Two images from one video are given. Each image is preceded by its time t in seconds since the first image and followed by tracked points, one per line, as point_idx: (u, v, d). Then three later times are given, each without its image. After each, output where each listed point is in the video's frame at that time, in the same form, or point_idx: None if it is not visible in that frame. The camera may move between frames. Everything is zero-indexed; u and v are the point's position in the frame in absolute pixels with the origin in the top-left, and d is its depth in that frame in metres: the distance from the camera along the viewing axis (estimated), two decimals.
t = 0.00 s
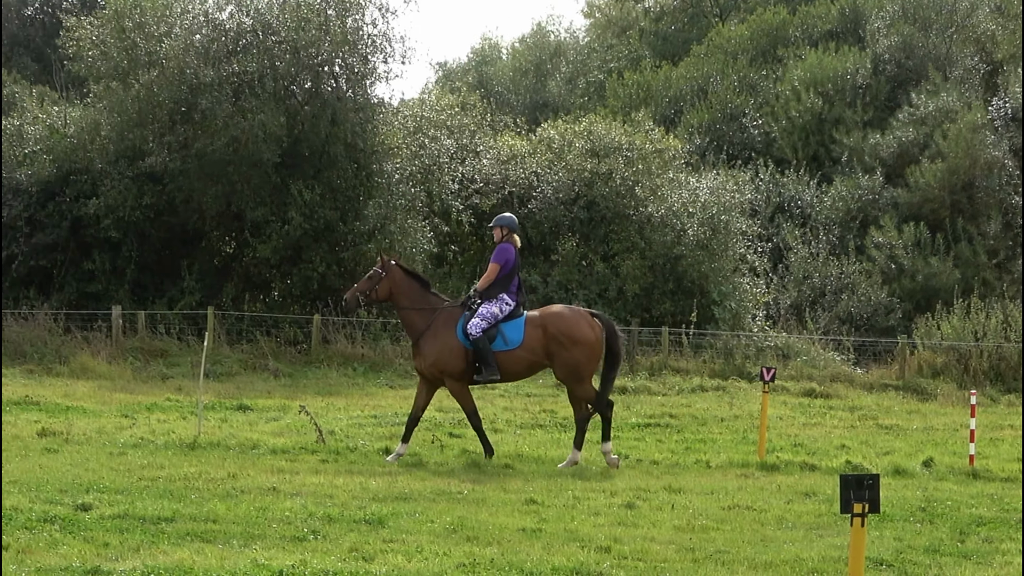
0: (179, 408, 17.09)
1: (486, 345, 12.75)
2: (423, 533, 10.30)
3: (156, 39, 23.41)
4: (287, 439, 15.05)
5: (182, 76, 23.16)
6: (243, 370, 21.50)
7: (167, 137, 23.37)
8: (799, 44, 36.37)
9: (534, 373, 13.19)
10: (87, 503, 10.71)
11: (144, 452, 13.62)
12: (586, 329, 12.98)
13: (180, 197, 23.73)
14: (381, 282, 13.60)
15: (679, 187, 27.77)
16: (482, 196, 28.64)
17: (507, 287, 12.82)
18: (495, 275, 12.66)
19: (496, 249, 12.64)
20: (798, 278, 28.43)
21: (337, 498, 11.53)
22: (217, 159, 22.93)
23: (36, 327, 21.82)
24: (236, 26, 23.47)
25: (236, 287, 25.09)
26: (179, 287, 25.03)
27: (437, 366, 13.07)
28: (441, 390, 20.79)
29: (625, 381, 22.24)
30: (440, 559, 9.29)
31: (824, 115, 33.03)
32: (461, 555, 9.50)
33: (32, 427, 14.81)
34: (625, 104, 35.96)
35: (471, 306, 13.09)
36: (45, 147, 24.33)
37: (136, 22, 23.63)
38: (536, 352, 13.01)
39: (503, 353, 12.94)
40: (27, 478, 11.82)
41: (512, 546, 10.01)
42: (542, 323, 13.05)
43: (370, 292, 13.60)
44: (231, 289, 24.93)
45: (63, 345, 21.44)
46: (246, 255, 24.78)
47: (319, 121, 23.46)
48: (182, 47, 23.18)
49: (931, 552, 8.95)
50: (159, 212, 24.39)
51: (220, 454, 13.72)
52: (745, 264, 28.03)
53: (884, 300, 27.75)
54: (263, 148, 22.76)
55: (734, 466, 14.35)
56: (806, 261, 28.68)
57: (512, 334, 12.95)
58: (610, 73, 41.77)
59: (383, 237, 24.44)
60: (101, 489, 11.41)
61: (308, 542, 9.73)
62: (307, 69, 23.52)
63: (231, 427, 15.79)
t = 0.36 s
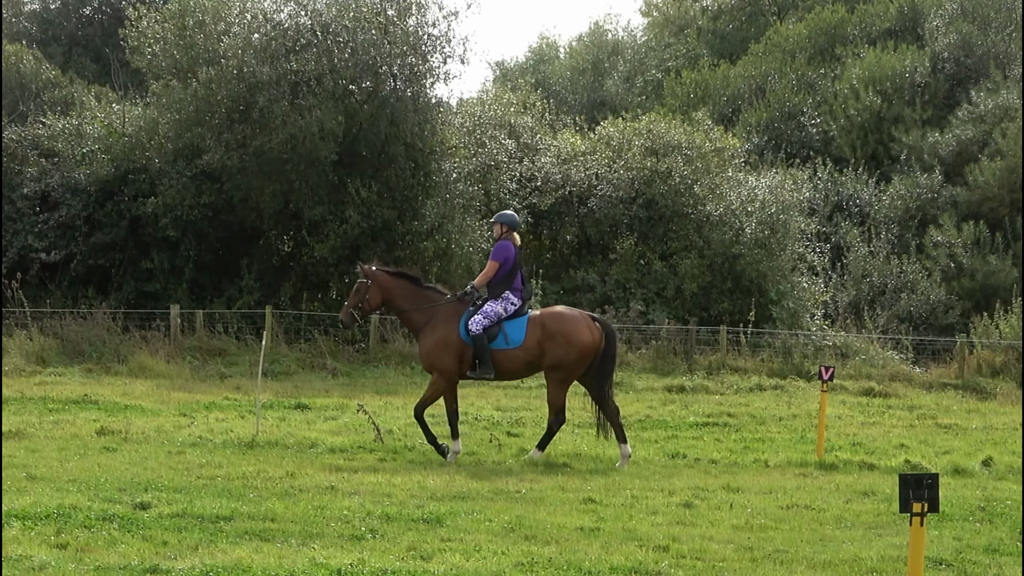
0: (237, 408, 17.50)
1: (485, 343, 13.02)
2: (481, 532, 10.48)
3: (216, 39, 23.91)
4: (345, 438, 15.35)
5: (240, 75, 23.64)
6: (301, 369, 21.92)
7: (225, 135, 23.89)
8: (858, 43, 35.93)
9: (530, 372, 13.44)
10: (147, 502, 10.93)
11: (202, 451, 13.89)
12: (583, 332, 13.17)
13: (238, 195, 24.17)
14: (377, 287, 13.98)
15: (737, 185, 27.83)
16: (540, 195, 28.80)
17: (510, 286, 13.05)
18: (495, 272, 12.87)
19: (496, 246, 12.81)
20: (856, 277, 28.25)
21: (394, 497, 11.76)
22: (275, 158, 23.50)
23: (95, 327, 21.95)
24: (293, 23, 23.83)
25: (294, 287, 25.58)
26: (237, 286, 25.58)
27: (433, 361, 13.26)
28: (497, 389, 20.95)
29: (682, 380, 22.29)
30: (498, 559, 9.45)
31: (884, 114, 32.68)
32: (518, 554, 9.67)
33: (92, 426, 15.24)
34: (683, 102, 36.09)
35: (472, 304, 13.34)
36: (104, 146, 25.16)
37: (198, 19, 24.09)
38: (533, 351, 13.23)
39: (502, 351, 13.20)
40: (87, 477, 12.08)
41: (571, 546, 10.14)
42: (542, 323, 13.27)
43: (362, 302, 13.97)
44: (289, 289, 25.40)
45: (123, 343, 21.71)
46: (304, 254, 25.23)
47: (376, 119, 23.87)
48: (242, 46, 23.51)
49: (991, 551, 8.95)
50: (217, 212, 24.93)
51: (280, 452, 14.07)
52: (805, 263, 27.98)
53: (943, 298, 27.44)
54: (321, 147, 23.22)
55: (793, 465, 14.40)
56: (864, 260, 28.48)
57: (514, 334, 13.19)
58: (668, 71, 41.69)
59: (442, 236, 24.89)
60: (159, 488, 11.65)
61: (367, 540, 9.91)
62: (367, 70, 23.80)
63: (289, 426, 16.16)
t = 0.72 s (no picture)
0: (295, 407, 17.90)
1: (479, 337, 13.18)
2: (538, 533, 10.66)
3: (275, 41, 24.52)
4: (403, 438, 15.63)
5: (298, 76, 24.09)
6: (359, 368, 22.34)
7: (285, 134, 24.20)
8: (918, 42, 35.36)
9: (533, 363, 13.54)
10: (206, 501, 11.12)
11: (261, 451, 14.10)
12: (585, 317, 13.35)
13: (298, 195, 24.66)
14: (389, 274, 14.29)
15: (799, 185, 27.67)
16: (600, 194, 29.18)
17: (503, 281, 13.25)
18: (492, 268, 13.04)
19: (495, 243, 12.99)
20: (917, 276, 28.02)
21: (452, 497, 11.98)
22: (334, 157, 23.72)
23: (154, 325, 22.44)
24: (353, 25, 24.34)
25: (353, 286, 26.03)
26: (297, 285, 26.10)
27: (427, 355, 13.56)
28: (554, 389, 21.16)
29: (740, 380, 22.28)
30: (556, 558, 9.64)
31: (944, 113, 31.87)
32: (576, 554, 9.86)
33: (152, 424, 15.55)
34: (742, 102, 36.22)
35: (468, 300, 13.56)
36: (164, 146, 25.95)
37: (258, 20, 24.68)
38: (532, 343, 13.40)
39: (497, 345, 13.36)
40: (146, 477, 12.28)
41: (630, 547, 10.27)
42: (539, 317, 13.44)
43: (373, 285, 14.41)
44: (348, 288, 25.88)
45: (182, 343, 22.22)
46: (363, 254, 25.69)
47: (436, 119, 24.16)
48: (301, 47, 24.03)
49: None
50: (277, 211, 25.42)
51: (340, 451, 14.37)
52: (864, 262, 27.73)
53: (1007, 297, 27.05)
54: (379, 148, 23.51)
55: (854, 464, 14.49)
56: (925, 259, 28.01)
57: (508, 328, 13.37)
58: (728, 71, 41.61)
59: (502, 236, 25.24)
60: (219, 487, 11.88)
61: (424, 540, 10.10)
62: (427, 70, 24.14)
63: (348, 425, 16.50)
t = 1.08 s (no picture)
0: (356, 406, 18.30)
1: (489, 335, 13.44)
2: (598, 532, 10.83)
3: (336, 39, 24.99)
4: (463, 437, 15.95)
5: (361, 75, 24.52)
6: (420, 367, 22.75)
7: (346, 133, 24.67)
8: (980, 39, 34.72)
9: (539, 365, 13.82)
10: (266, 500, 11.31)
11: (320, 450, 14.36)
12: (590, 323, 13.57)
13: (359, 193, 25.15)
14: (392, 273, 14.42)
15: (858, 184, 27.48)
16: (660, 191, 29.41)
17: (513, 279, 13.52)
18: (500, 264, 13.32)
19: (498, 241, 13.25)
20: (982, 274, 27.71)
21: (512, 496, 12.20)
22: (396, 155, 24.12)
23: (216, 325, 22.95)
24: (416, 23, 24.81)
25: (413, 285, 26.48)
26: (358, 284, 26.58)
27: (438, 353, 13.80)
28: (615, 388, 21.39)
29: (801, 378, 22.28)
30: (617, 556, 9.83)
31: (1006, 110, 31.49)
32: (637, 552, 10.05)
33: (213, 423, 15.90)
34: (803, 100, 35.98)
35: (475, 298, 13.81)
36: (225, 145, 26.23)
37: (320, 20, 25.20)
38: (540, 344, 13.66)
39: (506, 344, 13.64)
40: (206, 475, 12.49)
41: (690, 546, 10.42)
42: (546, 317, 13.70)
43: (374, 287, 14.55)
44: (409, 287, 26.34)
45: (242, 342, 22.76)
46: (423, 253, 26.13)
47: (499, 117, 24.34)
48: (363, 44, 24.50)
49: None
50: (338, 210, 25.93)
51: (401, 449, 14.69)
52: (926, 260, 27.15)
53: None
54: (440, 147, 23.81)
55: (916, 462, 14.52)
56: (988, 258, 27.72)
57: (517, 327, 13.62)
58: (789, 69, 41.45)
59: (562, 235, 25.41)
60: (280, 485, 12.10)
61: (484, 539, 10.27)
62: (488, 68, 24.49)
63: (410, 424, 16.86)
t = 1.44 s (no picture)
0: (409, 406, 18.67)
1: (485, 335, 13.73)
2: (650, 533, 10.97)
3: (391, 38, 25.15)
4: (517, 437, 16.20)
5: (416, 75, 24.71)
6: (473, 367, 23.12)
7: (399, 131, 24.85)
8: None
9: (533, 359, 14.15)
10: (318, 500, 11.42)
11: (371, 450, 14.56)
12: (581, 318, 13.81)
13: (411, 193, 25.54)
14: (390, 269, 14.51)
15: (911, 183, 27.31)
16: (712, 190, 29.70)
17: (505, 276, 13.76)
18: (492, 263, 13.56)
19: (495, 237, 13.51)
20: None
21: (563, 496, 12.40)
22: (447, 154, 24.43)
23: (267, 325, 23.45)
24: (469, 23, 25.26)
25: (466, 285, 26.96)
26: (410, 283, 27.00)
27: (437, 353, 14.03)
28: (667, 387, 21.56)
29: (854, 378, 22.29)
30: (669, 557, 9.96)
31: None
32: (689, 553, 10.19)
33: (266, 424, 16.08)
34: (857, 100, 36.30)
35: (472, 296, 14.05)
36: (279, 145, 26.87)
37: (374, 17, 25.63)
38: (533, 340, 13.94)
39: (501, 342, 13.93)
40: (258, 474, 12.61)
41: (742, 548, 10.55)
42: (540, 312, 13.93)
43: (375, 280, 14.54)
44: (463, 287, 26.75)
45: (295, 342, 23.23)
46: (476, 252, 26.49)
47: (551, 115, 24.79)
48: (416, 42, 24.89)
49: None
50: (391, 210, 26.22)
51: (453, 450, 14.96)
52: (980, 260, 27.06)
53: None
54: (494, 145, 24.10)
55: (969, 462, 14.57)
56: None
57: (512, 326, 13.91)
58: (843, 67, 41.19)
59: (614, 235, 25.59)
60: (332, 485, 12.20)
61: (536, 539, 10.40)
62: (542, 66, 24.86)
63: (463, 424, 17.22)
